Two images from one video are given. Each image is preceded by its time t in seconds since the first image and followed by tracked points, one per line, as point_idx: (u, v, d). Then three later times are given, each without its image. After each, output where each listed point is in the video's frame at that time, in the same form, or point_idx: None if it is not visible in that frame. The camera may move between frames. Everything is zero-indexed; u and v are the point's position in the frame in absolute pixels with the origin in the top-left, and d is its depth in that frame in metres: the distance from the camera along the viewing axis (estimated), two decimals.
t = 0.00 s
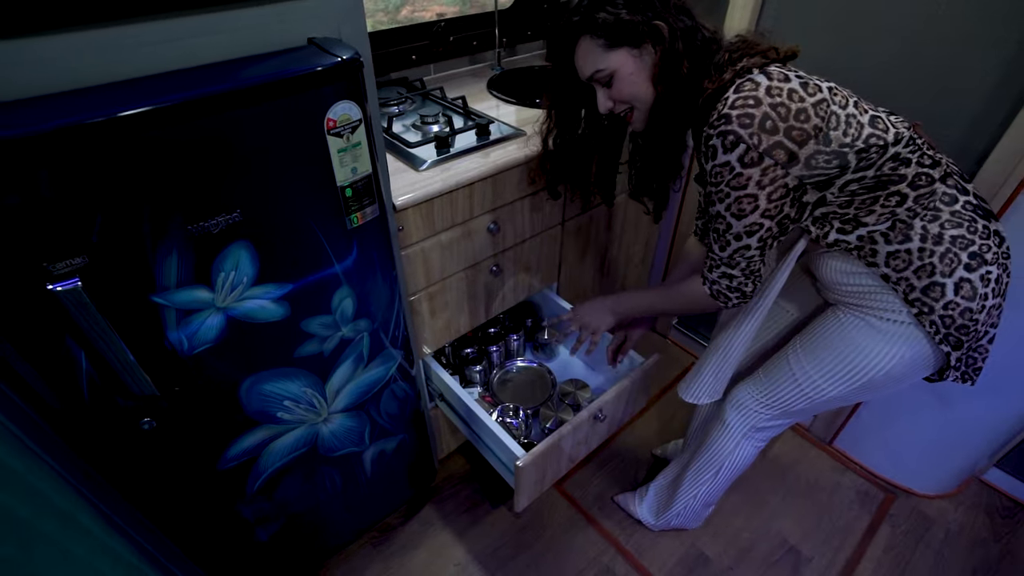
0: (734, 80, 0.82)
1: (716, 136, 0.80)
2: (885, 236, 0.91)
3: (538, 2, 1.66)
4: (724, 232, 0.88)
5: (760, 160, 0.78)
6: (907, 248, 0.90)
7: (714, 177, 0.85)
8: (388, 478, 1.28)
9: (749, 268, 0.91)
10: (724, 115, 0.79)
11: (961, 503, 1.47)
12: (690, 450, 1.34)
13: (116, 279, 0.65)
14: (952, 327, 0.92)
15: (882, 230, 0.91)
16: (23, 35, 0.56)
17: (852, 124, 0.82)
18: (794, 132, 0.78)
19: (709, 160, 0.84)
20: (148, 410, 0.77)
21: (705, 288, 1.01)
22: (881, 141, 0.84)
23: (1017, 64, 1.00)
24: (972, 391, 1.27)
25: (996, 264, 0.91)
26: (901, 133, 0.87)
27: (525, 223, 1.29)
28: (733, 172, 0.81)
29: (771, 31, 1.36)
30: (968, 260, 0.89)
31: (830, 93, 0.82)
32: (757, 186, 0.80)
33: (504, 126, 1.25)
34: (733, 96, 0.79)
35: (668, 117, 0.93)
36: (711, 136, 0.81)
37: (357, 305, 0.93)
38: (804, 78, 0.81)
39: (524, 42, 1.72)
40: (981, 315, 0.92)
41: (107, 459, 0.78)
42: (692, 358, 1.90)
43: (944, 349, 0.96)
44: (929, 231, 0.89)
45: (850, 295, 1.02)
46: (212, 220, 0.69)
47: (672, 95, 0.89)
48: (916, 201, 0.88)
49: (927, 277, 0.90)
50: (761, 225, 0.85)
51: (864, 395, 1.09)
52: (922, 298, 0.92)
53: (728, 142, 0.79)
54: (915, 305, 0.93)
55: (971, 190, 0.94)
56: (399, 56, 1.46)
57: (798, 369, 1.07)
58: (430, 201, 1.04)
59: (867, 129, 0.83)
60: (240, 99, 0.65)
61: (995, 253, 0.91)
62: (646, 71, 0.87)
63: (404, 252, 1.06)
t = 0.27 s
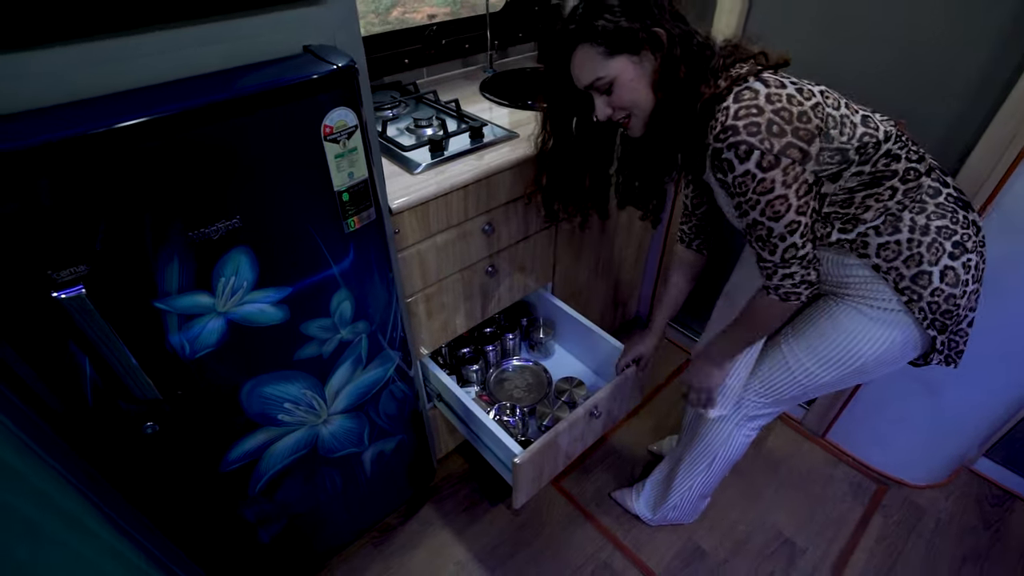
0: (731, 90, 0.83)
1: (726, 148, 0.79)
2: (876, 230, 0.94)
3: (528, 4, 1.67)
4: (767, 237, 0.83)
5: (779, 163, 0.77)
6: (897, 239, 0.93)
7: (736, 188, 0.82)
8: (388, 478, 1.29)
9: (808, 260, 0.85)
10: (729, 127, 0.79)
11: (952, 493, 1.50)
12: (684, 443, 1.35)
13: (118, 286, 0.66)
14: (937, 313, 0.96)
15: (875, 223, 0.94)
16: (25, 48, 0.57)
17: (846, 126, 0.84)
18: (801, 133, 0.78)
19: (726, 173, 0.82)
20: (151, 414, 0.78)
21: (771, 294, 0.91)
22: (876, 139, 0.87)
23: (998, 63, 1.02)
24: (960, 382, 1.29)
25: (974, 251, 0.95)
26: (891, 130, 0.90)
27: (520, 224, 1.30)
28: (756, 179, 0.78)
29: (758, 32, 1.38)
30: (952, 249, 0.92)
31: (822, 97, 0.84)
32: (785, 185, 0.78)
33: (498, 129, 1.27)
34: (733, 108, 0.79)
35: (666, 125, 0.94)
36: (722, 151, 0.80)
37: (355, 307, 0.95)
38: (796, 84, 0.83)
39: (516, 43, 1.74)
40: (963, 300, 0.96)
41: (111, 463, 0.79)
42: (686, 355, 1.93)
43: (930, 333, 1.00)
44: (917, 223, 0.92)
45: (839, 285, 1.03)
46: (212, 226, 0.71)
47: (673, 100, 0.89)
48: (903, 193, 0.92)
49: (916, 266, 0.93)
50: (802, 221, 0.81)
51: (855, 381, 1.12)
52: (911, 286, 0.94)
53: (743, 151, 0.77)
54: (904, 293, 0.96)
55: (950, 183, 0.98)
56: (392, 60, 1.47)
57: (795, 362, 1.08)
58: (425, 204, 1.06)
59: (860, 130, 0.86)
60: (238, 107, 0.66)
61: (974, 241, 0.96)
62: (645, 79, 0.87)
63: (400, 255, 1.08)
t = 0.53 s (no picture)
0: (741, 86, 0.84)
1: (749, 144, 0.79)
2: (872, 220, 0.94)
3: (521, 5, 1.69)
4: (801, 225, 0.83)
5: (803, 151, 0.77)
6: (892, 229, 0.94)
7: (762, 182, 0.81)
8: (387, 477, 1.30)
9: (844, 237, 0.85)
10: (750, 122, 0.79)
11: (944, 485, 1.52)
12: (680, 438, 1.36)
13: (119, 290, 0.67)
14: (927, 301, 0.98)
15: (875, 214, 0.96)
16: (24, 56, 0.57)
17: (850, 119, 0.86)
18: (817, 123, 0.80)
19: (750, 169, 0.82)
20: (152, 416, 0.79)
21: (817, 280, 0.90)
22: (876, 133, 0.89)
23: (983, 62, 1.04)
24: (950, 374, 1.32)
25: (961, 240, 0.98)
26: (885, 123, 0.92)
27: (515, 224, 1.32)
28: (785, 170, 0.78)
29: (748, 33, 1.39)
30: (941, 237, 0.95)
31: (825, 92, 0.86)
32: (813, 172, 0.78)
33: (492, 130, 1.28)
34: (750, 104, 0.81)
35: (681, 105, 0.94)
36: (744, 147, 0.80)
37: (352, 309, 0.95)
38: (802, 82, 0.85)
39: (509, 45, 1.75)
40: (950, 287, 0.99)
41: (113, 464, 0.80)
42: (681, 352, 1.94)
43: (918, 319, 1.02)
44: (910, 213, 0.94)
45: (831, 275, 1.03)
46: (211, 229, 0.71)
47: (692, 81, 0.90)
48: (899, 185, 0.93)
49: (909, 256, 0.94)
50: (833, 204, 0.81)
51: (847, 369, 1.13)
52: (905, 275, 0.96)
53: (767, 145, 0.78)
54: (898, 283, 0.97)
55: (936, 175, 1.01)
56: (386, 62, 1.48)
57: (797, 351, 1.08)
58: (421, 205, 1.07)
59: (860, 123, 0.87)
60: (236, 112, 0.67)
61: (959, 231, 0.99)
62: (676, 43, 0.86)
63: (397, 256, 1.09)
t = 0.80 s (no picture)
0: (743, 85, 0.85)
1: (750, 142, 0.81)
2: (869, 218, 0.96)
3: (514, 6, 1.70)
4: (793, 224, 0.84)
5: (802, 151, 0.79)
6: (888, 226, 0.95)
7: (760, 181, 0.83)
8: (386, 476, 1.31)
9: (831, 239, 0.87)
10: (752, 120, 0.80)
11: (935, 477, 1.54)
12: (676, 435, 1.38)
13: (119, 291, 0.68)
14: (921, 293, 1.00)
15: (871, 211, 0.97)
16: (24, 60, 0.58)
17: (848, 119, 0.88)
18: (818, 124, 0.81)
19: (749, 168, 0.83)
20: (153, 417, 0.79)
21: (800, 277, 0.93)
22: (872, 133, 0.90)
23: (969, 60, 1.06)
24: (939, 368, 1.34)
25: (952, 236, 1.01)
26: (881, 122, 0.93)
27: (511, 224, 1.33)
28: (783, 169, 0.79)
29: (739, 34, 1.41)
30: (935, 233, 0.97)
31: (824, 92, 0.88)
32: (809, 173, 0.80)
33: (487, 130, 1.29)
34: (752, 102, 0.82)
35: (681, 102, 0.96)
36: (745, 145, 0.81)
37: (350, 309, 0.96)
38: (802, 82, 0.87)
39: (503, 45, 1.76)
40: (942, 280, 1.01)
41: (114, 464, 0.81)
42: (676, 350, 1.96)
43: (913, 312, 1.04)
44: (906, 210, 0.96)
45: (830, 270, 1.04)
46: (210, 231, 0.72)
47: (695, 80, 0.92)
48: (894, 182, 0.95)
49: (905, 251, 0.96)
50: (825, 205, 0.83)
51: (845, 362, 1.15)
52: (901, 269, 0.97)
53: (768, 143, 0.79)
54: (895, 277, 0.98)
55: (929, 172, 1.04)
56: (381, 64, 1.49)
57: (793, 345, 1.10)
58: (417, 206, 1.08)
59: (858, 123, 0.89)
60: (234, 114, 0.68)
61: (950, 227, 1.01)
62: (682, 41, 0.88)
63: (394, 256, 1.10)
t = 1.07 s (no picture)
0: (730, 86, 0.87)
1: (734, 141, 0.82)
2: (857, 217, 0.98)
3: (508, 10, 1.72)
4: (778, 223, 0.86)
5: (785, 151, 0.80)
6: (876, 225, 0.97)
7: (744, 180, 0.84)
8: (384, 476, 1.32)
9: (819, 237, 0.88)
10: (736, 120, 0.82)
11: (927, 473, 1.56)
12: (672, 434, 1.39)
13: (120, 293, 0.69)
14: (910, 292, 1.02)
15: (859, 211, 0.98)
16: (25, 66, 0.59)
17: (833, 120, 0.90)
18: (801, 124, 0.83)
19: (734, 167, 0.84)
20: (152, 418, 0.80)
21: (787, 275, 0.94)
22: (858, 133, 0.92)
23: (953, 61, 1.09)
24: (929, 365, 1.36)
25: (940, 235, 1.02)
26: (868, 123, 0.95)
27: (507, 225, 1.34)
28: (766, 168, 0.81)
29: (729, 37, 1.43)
30: (923, 232, 0.99)
31: (810, 94, 0.89)
32: (792, 172, 0.81)
33: (482, 133, 1.31)
34: (737, 102, 0.83)
35: (666, 108, 0.97)
36: (729, 144, 0.83)
37: (348, 309, 0.97)
38: (788, 84, 0.88)
39: (497, 49, 1.78)
40: (931, 280, 1.03)
41: (115, 466, 0.82)
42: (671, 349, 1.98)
43: (903, 310, 1.06)
44: (893, 209, 0.97)
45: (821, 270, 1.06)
46: (209, 233, 0.73)
47: (680, 86, 0.93)
48: (881, 182, 0.97)
49: (893, 250, 0.98)
50: (810, 204, 0.84)
51: (837, 361, 1.17)
52: (889, 267, 0.99)
53: (751, 143, 0.81)
54: (883, 275, 1.00)
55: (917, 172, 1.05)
56: (377, 67, 1.50)
57: (783, 343, 1.11)
58: (414, 207, 1.09)
59: (844, 123, 0.91)
60: (231, 118, 0.69)
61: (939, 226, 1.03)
62: (662, 52, 0.89)
63: (391, 257, 1.11)
